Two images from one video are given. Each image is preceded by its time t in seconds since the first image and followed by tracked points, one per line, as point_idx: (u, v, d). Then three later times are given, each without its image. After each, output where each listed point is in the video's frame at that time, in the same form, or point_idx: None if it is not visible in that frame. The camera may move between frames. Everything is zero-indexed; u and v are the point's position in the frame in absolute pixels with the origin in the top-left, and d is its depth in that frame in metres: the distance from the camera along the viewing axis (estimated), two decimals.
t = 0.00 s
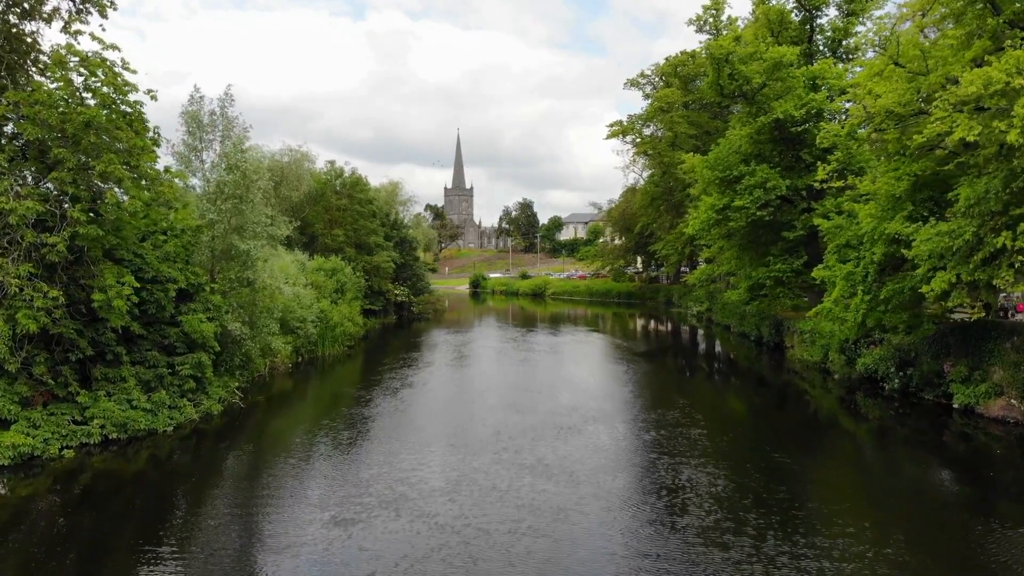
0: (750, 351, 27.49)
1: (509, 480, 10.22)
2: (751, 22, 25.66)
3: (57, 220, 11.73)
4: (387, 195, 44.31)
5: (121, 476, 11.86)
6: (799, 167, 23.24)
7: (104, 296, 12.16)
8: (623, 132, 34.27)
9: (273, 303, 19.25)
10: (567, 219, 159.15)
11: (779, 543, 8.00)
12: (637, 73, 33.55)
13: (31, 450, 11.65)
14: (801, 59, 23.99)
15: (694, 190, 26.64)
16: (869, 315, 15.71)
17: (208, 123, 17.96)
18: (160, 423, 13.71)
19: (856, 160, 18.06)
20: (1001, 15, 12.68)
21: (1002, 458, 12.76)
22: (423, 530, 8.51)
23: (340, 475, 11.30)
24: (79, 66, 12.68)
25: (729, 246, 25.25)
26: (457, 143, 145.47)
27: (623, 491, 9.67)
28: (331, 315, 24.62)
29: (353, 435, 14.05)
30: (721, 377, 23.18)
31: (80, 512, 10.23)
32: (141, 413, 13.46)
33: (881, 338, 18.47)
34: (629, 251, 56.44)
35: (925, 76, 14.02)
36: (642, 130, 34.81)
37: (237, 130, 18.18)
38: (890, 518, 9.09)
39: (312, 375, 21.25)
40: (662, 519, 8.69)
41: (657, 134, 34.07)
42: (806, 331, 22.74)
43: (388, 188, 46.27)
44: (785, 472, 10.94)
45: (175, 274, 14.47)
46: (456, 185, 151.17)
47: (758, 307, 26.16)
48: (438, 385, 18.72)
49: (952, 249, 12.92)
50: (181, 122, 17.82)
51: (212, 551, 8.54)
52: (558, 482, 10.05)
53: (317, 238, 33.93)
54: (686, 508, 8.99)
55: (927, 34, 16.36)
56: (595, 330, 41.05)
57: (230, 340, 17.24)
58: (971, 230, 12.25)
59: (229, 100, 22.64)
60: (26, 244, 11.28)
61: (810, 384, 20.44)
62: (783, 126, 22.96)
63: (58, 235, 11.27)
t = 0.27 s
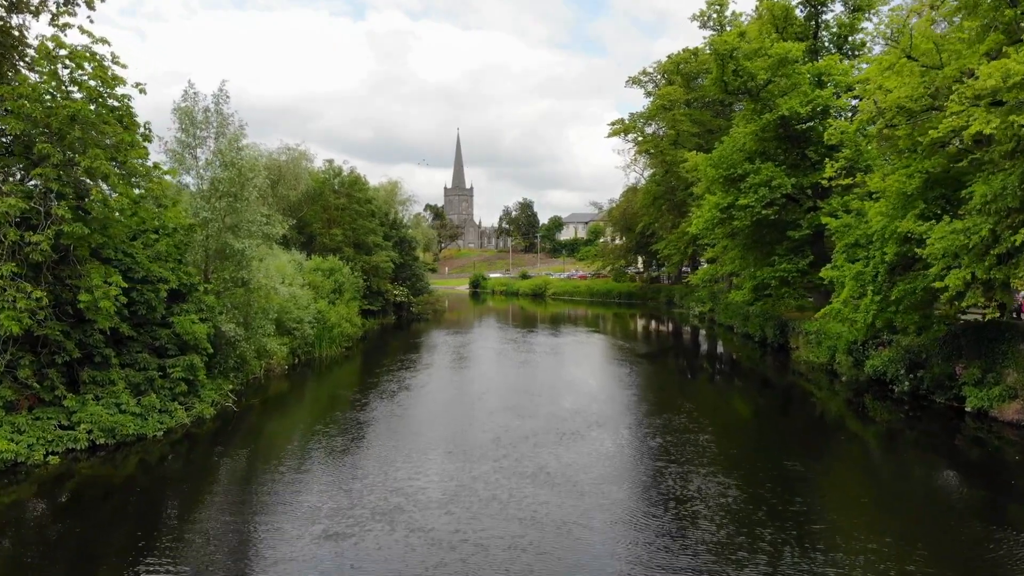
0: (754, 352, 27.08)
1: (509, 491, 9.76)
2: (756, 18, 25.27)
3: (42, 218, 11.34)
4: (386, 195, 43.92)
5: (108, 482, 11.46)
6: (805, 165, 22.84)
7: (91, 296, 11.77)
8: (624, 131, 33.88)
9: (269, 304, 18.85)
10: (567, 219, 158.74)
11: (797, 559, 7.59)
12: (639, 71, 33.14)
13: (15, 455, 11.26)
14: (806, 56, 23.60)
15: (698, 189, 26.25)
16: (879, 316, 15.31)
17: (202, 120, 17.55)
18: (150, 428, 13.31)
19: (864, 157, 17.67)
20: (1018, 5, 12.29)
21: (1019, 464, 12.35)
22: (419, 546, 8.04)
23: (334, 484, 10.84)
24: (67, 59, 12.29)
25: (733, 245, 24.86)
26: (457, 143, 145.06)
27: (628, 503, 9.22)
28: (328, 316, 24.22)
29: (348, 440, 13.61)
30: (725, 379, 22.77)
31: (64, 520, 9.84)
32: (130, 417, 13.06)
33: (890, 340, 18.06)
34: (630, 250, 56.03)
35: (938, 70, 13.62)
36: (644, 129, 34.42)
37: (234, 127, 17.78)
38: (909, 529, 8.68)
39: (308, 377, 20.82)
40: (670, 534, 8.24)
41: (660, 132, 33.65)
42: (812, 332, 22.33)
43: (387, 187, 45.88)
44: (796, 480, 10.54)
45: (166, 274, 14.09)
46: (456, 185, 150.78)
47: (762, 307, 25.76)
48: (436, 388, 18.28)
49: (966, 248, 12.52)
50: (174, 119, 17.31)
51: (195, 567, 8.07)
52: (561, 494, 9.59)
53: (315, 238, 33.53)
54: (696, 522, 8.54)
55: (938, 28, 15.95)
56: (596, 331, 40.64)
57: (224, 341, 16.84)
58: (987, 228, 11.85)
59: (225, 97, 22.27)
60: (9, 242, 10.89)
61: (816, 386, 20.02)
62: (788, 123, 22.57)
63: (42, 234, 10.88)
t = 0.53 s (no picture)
0: (758, 353, 26.68)
1: (509, 502, 9.29)
2: (760, 14, 24.86)
3: (25, 216, 10.94)
4: (385, 194, 43.50)
5: (94, 488, 11.07)
6: (810, 163, 22.42)
7: (76, 297, 11.36)
8: (626, 129, 33.46)
9: (263, 304, 18.43)
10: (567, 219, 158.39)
11: None
12: (641, 68, 32.75)
13: None
14: (812, 52, 23.19)
15: (701, 188, 25.85)
16: (890, 316, 14.91)
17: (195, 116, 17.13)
18: (138, 432, 12.90)
19: (873, 154, 17.26)
20: None
21: None
22: (414, 563, 7.57)
23: (326, 491, 10.37)
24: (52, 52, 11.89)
25: (737, 245, 24.45)
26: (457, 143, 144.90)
27: (634, 517, 8.76)
28: (326, 316, 23.82)
29: (342, 444, 13.15)
30: (729, 381, 22.38)
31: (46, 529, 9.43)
32: (118, 421, 12.66)
33: (900, 341, 17.65)
34: (631, 250, 55.67)
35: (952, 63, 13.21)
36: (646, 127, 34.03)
37: (227, 124, 17.35)
38: (929, 542, 8.29)
39: (305, 379, 20.38)
40: (679, 551, 7.78)
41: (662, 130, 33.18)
42: (818, 333, 21.92)
43: (386, 186, 45.46)
44: (809, 489, 10.13)
45: (157, 274, 13.70)
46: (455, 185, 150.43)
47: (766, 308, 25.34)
48: (434, 390, 17.82)
49: (982, 246, 12.12)
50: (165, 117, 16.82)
51: None
52: (564, 506, 9.11)
53: (313, 237, 33.14)
54: (707, 537, 8.10)
55: (951, 21, 15.54)
56: (597, 331, 40.25)
57: (217, 342, 16.44)
58: (1004, 226, 11.44)
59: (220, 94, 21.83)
60: None
61: (823, 388, 19.61)
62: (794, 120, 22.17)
63: (24, 231, 10.48)
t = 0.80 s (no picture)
0: (761, 354, 26.30)
1: (508, 515, 8.85)
2: (764, 9, 24.46)
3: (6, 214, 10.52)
4: (384, 193, 43.11)
5: (79, 496, 10.67)
6: (816, 161, 22.03)
7: (60, 298, 10.96)
8: (627, 127, 33.06)
9: (258, 305, 18.03)
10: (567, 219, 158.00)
11: None
12: (643, 66, 32.36)
13: None
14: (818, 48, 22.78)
15: (703, 186, 25.46)
16: (899, 318, 14.52)
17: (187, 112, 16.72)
18: (125, 438, 12.48)
19: (881, 152, 16.89)
20: None
21: None
22: None
23: (319, 500, 9.94)
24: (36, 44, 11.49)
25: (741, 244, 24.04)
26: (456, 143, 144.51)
27: (640, 531, 8.33)
28: (322, 317, 23.42)
29: (337, 450, 12.72)
30: (732, 383, 21.98)
31: (25, 539, 9.04)
32: (105, 426, 12.25)
33: (909, 343, 17.26)
34: (632, 250, 55.31)
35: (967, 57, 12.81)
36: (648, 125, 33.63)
37: (219, 121, 16.93)
38: (950, 557, 7.90)
39: (300, 381, 19.96)
40: (689, 570, 7.37)
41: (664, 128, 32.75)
42: (823, 335, 21.53)
43: (385, 185, 45.07)
44: (821, 500, 9.74)
45: (146, 274, 13.33)
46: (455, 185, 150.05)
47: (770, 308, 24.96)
48: (432, 394, 17.40)
49: (998, 246, 11.71)
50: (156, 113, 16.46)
51: None
52: (567, 519, 8.70)
53: (310, 236, 32.74)
54: (718, 554, 7.70)
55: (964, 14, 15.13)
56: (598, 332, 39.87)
57: (211, 343, 16.04)
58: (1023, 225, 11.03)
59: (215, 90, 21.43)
60: None
61: (829, 391, 19.22)
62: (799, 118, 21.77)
63: (5, 230, 10.08)
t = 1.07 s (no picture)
0: (765, 355, 25.90)
1: (508, 530, 8.42)
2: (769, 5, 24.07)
3: None
4: (382, 193, 42.71)
5: (63, 505, 10.26)
6: (821, 159, 21.66)
7: (43, 300, 10.57)
8: (629, 126, 32.65)
9: (252, 306, 17.62)
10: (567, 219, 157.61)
11: None
12: (644, 63, 31.96)
13: None
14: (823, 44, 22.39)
15: (706, 185, 25.06)
16: (910, 319, 14.14)
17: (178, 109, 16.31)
18: (111, 445, 12.06)
19: (889, 149, 16.52)
20: None
21: None
22: None
23: (309, 512, 9.49)
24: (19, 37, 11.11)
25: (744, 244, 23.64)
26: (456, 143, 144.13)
27: (646, 548, 7.92)
28: (319, 318, 23.01)
29: (331, 457, 12.32)
30: (736, 385, 21.58)
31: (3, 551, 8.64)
32: (90, 432, 11.84)
33: (918, 345, 16.87)
34: (633, 250, 54.94)
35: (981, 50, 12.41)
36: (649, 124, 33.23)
37: (210, 117, 16.56)
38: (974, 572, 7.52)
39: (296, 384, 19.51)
40: None
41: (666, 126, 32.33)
42: (829, 336, 21.13)
43: (383, 184, 44.66)
44: (836, 509, 9.33)
45: (134, 274, 12.99)
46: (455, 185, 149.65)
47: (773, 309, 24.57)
48: (431, 397, 17.00)
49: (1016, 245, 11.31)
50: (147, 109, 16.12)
51: None
52: (569, 534, 8.28)
53: (307, 236, 32.33)
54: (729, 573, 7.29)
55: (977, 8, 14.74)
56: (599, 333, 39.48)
57: (203, 344, 15.66)
58: None
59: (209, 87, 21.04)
60: None
61: (835, 393, 18.82)
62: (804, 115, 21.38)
63: None
